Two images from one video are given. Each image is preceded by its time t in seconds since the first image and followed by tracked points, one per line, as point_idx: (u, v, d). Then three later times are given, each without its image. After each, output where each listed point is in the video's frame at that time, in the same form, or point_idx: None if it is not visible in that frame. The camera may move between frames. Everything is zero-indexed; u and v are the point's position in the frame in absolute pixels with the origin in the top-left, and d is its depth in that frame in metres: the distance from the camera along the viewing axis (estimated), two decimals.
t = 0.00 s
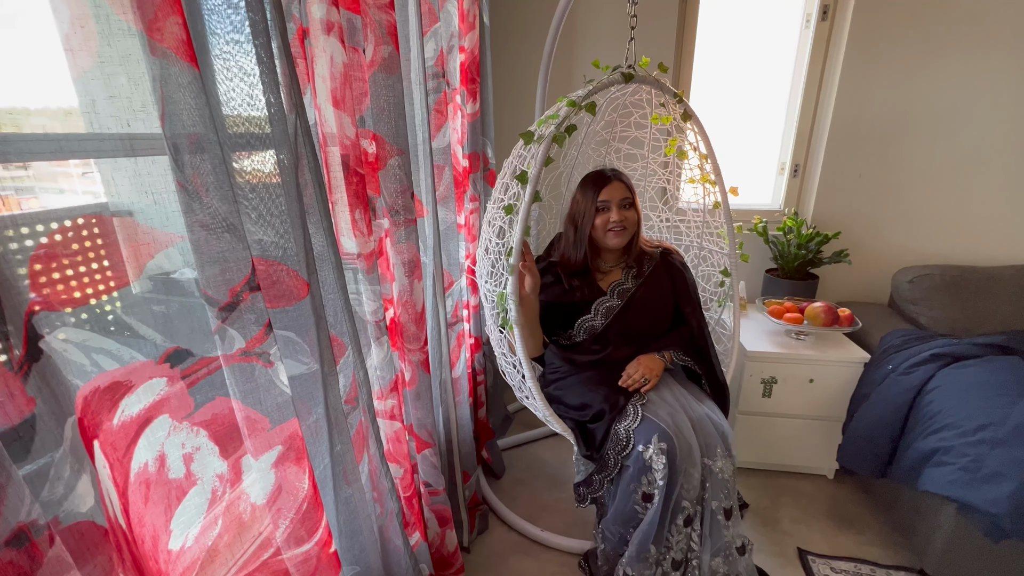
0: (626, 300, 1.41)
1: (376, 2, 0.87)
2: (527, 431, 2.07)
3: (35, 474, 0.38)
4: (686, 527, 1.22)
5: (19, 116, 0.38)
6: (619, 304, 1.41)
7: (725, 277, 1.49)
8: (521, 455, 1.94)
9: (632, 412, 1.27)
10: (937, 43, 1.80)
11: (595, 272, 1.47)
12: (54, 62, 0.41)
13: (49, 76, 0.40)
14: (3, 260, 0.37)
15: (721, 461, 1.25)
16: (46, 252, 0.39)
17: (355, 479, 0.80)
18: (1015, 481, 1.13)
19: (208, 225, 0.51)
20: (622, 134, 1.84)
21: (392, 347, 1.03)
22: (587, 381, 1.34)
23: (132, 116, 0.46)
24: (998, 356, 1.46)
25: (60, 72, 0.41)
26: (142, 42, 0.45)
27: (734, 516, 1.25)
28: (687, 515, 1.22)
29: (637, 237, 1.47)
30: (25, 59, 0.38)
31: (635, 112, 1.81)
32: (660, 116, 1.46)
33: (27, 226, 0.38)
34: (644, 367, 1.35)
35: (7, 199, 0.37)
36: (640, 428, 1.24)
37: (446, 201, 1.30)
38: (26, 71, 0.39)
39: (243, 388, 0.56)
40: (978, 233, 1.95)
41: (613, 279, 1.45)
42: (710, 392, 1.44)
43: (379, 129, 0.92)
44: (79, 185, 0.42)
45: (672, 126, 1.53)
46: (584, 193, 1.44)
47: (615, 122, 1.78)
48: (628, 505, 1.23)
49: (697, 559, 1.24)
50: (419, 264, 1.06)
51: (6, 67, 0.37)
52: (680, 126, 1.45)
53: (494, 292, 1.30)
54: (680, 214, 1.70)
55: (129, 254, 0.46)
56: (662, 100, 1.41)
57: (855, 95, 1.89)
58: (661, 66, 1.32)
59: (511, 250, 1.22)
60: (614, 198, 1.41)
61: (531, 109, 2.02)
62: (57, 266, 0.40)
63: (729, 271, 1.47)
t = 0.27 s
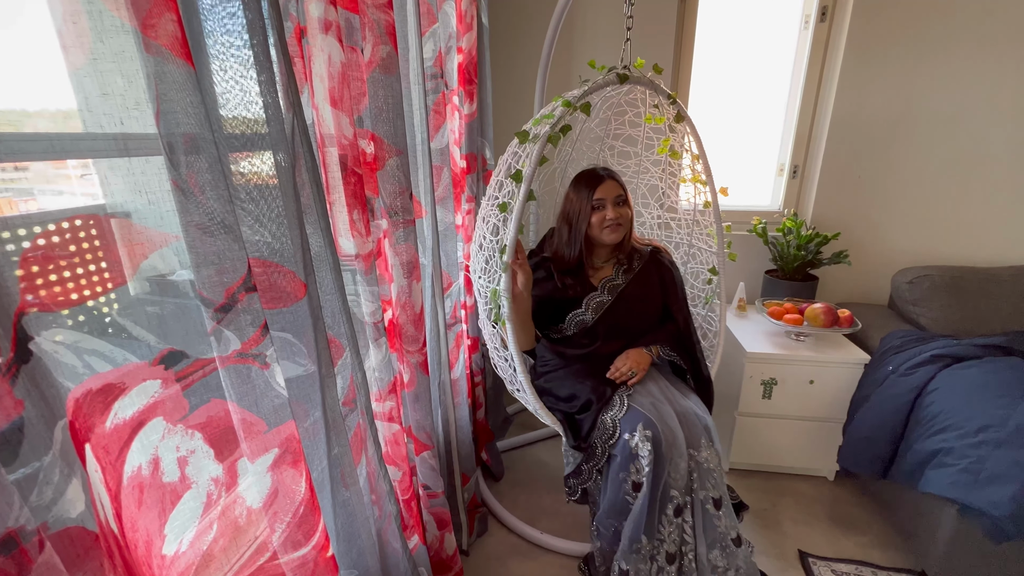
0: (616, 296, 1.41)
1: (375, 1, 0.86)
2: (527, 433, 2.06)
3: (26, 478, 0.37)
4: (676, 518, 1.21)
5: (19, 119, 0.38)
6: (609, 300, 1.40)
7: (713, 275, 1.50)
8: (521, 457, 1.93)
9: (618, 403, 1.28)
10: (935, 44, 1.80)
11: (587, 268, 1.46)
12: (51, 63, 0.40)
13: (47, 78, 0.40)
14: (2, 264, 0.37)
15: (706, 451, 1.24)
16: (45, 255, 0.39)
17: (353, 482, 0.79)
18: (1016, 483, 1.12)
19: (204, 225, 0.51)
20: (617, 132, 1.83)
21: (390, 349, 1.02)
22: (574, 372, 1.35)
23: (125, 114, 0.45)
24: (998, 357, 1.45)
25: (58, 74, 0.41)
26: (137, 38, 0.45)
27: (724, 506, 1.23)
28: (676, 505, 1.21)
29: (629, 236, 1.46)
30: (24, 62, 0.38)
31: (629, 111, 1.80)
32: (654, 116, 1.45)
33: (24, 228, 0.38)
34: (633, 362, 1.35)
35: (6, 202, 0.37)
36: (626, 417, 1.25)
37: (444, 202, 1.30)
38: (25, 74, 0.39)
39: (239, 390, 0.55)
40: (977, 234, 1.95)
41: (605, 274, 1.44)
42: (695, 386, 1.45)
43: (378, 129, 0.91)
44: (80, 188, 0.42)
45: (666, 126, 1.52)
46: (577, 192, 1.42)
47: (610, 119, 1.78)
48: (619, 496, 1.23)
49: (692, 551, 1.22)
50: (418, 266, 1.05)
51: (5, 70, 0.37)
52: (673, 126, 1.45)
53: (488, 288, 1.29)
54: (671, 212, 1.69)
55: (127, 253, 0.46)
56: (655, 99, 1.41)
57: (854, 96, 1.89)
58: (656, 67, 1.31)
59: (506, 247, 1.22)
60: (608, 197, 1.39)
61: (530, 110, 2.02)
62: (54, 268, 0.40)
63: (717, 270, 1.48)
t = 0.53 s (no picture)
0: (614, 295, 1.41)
1: (377, 7, 0.87)
2: (528, 436, 2.06)
3: (31, 482, 0.37)
4: (674, 512, 1.21)
5: (21, 122, 0.38)
6: (607, 298, 1.41)
7: (710, 276, 1.50)
8: (522, 460, 1.93)
9: (614, 398, 1.28)
10: (936, 47, 1.81)
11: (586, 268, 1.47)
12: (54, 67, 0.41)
13: (50, 82, 0.40)
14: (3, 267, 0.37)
15: (701, 446, 1.26)
16: (47, 258, 0.39)
17: (355, 485, 0.80)
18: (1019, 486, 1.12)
19: (207, 229, 0.51)
20: (617, 133, 1.84)
21: (392, 352, 1.02)
22: (570, 369, 1.35)
23: (131, 120, 0.46)
24: (1001, 360, 1.45)
25: (60, 78, 0.41)
26: (143, 46, 0.45)
27: (720, 501, 1.24)
28: (673, 499, 1.20)
29: (627, 236, 1.46)
30: (25, 65, 0.39)
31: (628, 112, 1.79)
32: (653, 119, 1.45)
33: (26, 231, 0.38)
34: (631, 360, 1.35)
35: (6, 204, 0.37)
36: (622, 412, 1.24)
37: (446, 205, 1.30)
38: (27, 77, 0.39)
39: (242, 395, 0.55)
40: (979, 237, 1.95)
41: (603, 274, 1.44)
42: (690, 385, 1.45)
43: (380, 134, 0.91)
44: (80, 191, 0.42)
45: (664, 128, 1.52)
46: (576, 193, 1.42)
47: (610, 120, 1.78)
48: (618, 490, 1.22)
49: (689, 546, 1.22)
50: (420, 269, 1.05)
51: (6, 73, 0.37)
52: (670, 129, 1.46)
53: (488, 289, 1.29)
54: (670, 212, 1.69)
55: (131, 259, 0.46)
56: (653, 102, 1.41)
57: (855, 99, 1.90)
58: (657, 71, 1.32)
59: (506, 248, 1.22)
60: (607, 198, 1.39)
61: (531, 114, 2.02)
62: (56, 271, 0.40)
63: (713, 270, 1.48)
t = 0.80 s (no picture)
0: (615, 298, 1.40)
1: (376, 9, 0.87)
2: (527, 438, 2.06)
3: (28, 485, 0.37)
4: (675, 516, 1.21)
5: (18, 124, 0.38)
6: (608, 301, 1.40)
7: (711, 278, 1.50)
8: (521, 462, 1.92)
9: (617, 403, 1.28)
10: (932, 50, 1.82)
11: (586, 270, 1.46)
12: (53, 69, 0.41)
13: (48, 83, 0.40)
14: None
15: (704, 450, 1.25)
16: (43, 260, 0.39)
17: (353, 488, 0.79)
18: (1017, 487, 1.12)
19: (205, 232, 0.51)
20: (618, 135, 1.85)
21: (391, 354, 1.02)
22: (575, 372, 1.35)
23: (130, 122, 0.46)
24: (998, 361, 1.45)
25: (59, 80, 0.41)
26: (142, 49, 0.45)
27: (722, 505, 1.24)
28: (675, 504, 1.21)
29: (626, 236, 1.46)
30: (22, 66, 0.38)
31: (630, 114, 1.79)
32: (654, 122, 1.45)
33: (24, 234, 0.38)
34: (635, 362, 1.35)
35: (5, 206, 0.37)
36: (625, 416, 1.24)
37: (445, 207, 1.30)
38: (24, 78, 0.38)
39: (240, 397, 0.55)
40: (976, 239, 1.95)
41: (603, 276, 1.44)
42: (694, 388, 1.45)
43: (379, 136, 0.91)
44: (78, 192, 0.42)
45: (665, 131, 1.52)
46: (574, 195, 1.42)
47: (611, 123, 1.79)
48: (619, 493, 1.22)
49: (689, 551, 1.22)
50: (419, 271, 1.05)
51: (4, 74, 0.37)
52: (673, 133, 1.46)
53: (490, 291, 1.30)
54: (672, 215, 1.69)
55: (130, 261, 0.46)
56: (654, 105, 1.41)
57: (852, 101, 1.90)
58: (657, 73, 1.32)
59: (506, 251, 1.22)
60: (603, 200, 1.39)
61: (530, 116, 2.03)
62: (54, 273, 0.40)
63: (716, 272, 1.47)
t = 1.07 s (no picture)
0: (618, 303, 1.40)
1: (376, 13, 0.87)
2: (526, 441, 2.05)
3: (24, 489, 0.37)
4: (676, 529, 1.21)
5: (18, 127, 0.38)
6: (612, 307, 1.39)
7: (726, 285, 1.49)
8: (520, 465, 1.92)
9: (618, 412, 1.26)
10: (929, 54, 1.82)
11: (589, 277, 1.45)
12: (53, 71, 0.41)
13: (48, 87, 0.40)
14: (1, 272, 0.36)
15: (707, 464, 1.26)
16: (43, 262, 0.39)
17: (352, 491, 0.79)
18: (1017, 491, 1.12)
19: (204, 235, 0.51)
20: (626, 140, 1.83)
21: (390, 357, 1.02)
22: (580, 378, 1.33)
23: (129, 125, 0.46)
24: (997, 364, 1.45)
25: (59, 83, 0.41)
26: (142, 52, 0.45)
27: (723, 520, 1.24)
28: (676, 516, 1.21)
29: (627, 242, 1.47)
30: (23, 70, 0.39)
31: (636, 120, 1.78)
32: (659, 125, 1.46)
33: (23, 235, 0.38)
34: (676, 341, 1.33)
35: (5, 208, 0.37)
36: (626, 426, 1.23)
37: (444, 210, 1.30)
38: (24, 81, 0.39)
39: (239, 401, 0.55)
40: (975, 242, 1.96)
41: (605, 282, 1.44)
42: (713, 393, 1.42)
43: (378, 139, 0.91)
44: (78, 195, 0.42)
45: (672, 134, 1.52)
46: (575, 200, 1.42)
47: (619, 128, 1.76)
48: (618, 505, 1.21)
49: (689, 564, 1.22)
50: (418, 274, 1.05)
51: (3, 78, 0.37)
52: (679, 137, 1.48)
53: (492, 293, 1.31)
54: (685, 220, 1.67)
55: (129, 263, 0.46)
56: (658, 108, 1.41)
57: (851, 105, 1.91)
58: (659, 76, 1.32)
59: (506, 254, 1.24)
60: (603, 205, 1.39)
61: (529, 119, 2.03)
62: (53, 276, 0.40)
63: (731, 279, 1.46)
